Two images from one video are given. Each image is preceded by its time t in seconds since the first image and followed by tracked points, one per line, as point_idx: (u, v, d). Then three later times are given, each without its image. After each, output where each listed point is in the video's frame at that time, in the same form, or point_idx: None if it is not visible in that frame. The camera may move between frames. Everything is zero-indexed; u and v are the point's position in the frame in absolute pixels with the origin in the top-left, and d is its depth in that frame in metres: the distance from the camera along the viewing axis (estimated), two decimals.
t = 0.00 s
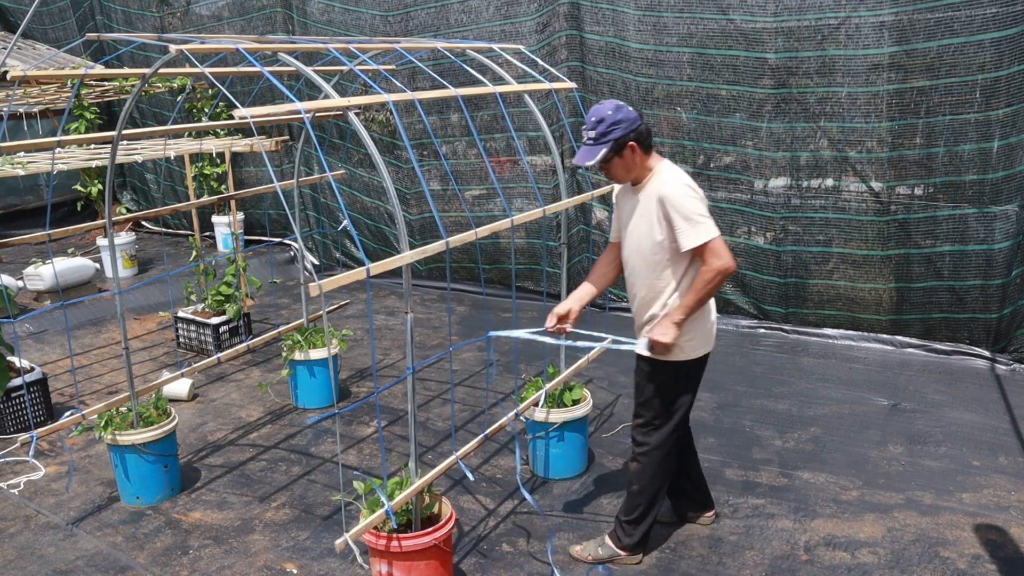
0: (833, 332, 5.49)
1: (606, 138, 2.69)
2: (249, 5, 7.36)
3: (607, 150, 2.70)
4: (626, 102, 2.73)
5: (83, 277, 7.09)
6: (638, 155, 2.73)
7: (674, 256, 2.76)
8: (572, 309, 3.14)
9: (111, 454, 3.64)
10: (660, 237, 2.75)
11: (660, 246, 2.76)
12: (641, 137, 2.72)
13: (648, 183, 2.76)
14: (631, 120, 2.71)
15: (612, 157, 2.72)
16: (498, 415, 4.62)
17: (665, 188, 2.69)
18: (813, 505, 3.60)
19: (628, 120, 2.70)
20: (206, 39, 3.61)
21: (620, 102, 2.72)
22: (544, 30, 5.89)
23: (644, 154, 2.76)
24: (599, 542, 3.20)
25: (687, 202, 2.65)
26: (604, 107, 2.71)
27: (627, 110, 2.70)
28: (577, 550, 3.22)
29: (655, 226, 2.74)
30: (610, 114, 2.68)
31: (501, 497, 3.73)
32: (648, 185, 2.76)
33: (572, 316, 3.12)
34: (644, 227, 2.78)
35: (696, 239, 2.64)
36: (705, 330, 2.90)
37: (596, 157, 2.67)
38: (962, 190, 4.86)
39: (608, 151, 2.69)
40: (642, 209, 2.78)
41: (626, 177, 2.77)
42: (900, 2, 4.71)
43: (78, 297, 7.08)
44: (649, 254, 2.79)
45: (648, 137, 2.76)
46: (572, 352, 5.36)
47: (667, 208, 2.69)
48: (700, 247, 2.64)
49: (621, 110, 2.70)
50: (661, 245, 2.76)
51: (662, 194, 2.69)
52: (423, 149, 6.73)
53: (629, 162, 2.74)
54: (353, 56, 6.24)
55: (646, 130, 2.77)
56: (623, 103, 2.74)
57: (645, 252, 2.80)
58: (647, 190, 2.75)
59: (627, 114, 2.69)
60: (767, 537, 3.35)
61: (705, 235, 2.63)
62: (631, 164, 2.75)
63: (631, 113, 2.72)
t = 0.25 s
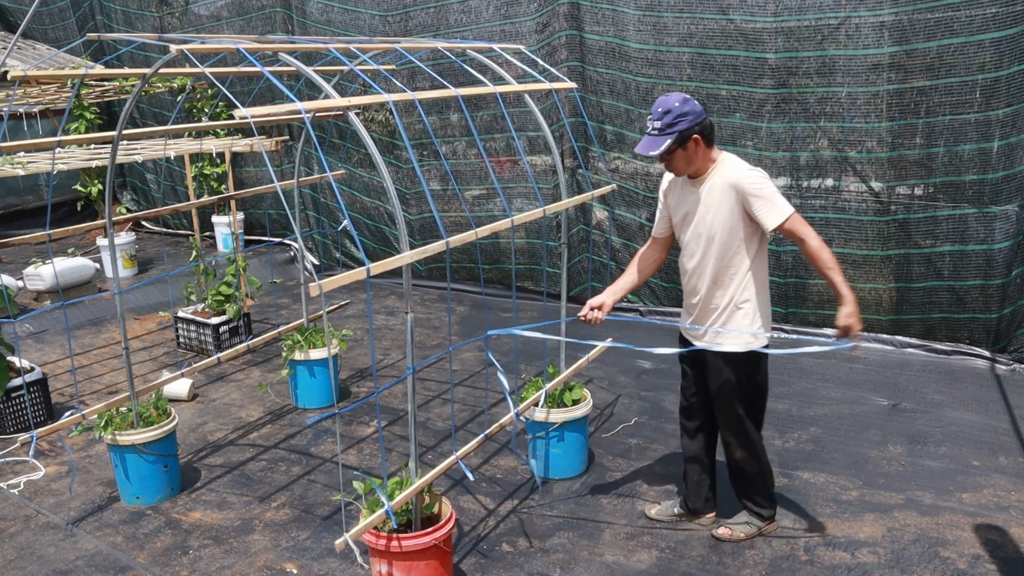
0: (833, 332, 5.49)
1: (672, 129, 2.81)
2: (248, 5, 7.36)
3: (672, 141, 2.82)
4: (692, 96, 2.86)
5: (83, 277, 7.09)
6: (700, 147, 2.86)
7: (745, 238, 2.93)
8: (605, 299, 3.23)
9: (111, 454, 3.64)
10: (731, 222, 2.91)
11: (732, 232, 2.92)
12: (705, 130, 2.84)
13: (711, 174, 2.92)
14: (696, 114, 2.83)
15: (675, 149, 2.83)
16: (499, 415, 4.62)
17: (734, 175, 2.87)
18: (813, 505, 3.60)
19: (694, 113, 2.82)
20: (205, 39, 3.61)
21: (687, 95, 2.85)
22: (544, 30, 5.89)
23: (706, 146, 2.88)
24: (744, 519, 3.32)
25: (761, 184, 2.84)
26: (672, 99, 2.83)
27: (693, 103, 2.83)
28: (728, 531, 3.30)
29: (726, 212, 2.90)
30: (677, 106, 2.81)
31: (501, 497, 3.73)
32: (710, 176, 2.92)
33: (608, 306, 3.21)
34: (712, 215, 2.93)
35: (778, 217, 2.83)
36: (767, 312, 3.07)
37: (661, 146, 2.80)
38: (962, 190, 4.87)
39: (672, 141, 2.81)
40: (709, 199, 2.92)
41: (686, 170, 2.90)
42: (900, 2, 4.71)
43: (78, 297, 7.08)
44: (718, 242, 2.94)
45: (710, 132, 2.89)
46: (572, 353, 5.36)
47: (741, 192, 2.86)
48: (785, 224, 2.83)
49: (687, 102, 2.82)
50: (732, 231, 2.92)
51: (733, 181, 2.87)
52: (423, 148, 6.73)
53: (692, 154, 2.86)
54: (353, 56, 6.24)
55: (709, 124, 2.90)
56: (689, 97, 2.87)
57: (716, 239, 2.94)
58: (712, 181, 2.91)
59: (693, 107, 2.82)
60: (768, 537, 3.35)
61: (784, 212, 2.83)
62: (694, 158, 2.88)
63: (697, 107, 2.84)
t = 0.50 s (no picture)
0: (833, 332, 5.49)
1: (712, 124, 2.85)
2: (248, 5, 7.36)
3: (711, 136, 2.87)
4: (735, 94, 2.91)
5: (83, 277, 7.09)
6: (739, 145, 2.89)
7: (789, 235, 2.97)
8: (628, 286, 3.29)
9: (111, 454, 3.65)
10: (776, 220, 2.94)
11: (777, 229, 2.95)
12: (745, 129, 2.88)
13: (755, 171, 2.94)
14: (737, 111, 2.88)
15: (713, 144, 2.87)
16: (499, 415, 4.62)
17: (781, 172, 2.89)
18: (813, 505, 3.59)
19: (735, 111, 2.86)
20: (206, 39, 3.61)
21: (730, 92, 2.90)
22: (544, 30, 5.89)
23: (747, 145, 2.91)
24: (750, 520, 3.31)
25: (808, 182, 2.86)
26: (715, 95, 2.89)
27: (735, 101, 2.87)
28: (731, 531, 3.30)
29: (771, 209, 2.92)
30: (719, 102, 2.86)
31: (501, 497, 3.73)
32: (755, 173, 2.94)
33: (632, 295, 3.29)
34: (757, 212, 2.95)
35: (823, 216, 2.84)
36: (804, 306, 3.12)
37: (699, 139, 2.85)
38: (962, 190, 4.87)
39: (711, 136, 2.85)
40: (755, 195, 2.94)
41: (726, 166, 2.93)
42: (900, 2, 4.71)
43: (77, 297, 7.08)
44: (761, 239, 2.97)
45: (752, 131, 2.92)
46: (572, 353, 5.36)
47: (790, 188, 2.88)
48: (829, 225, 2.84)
49: (729, 99, 2.87)
50: (777, 228, 2.95)
51: (781, 178, 2.89)
52: (423, 149, 6.74)
53: (731, 151, 2.90)
54: (353, 56, 6.24)
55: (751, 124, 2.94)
56: (732, 95, 2.91)
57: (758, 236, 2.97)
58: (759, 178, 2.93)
59: (735, 104, 2.86)
60: (768, 538, 3.35)
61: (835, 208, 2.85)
62: (734, 154, 2.91)
63: (739, 105, 2.89)
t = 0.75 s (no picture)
0: (833, 332, 5.49)
1: (677, 121, 2.88)
2: (248, 5, 7.36)
3: (675, 133, 2.90)
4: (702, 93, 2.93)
5: (83, 277, 7.09)
6: (701, 144, 2.94)
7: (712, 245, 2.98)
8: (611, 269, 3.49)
9: (111, 454, 3.65)
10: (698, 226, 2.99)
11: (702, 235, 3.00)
12: (708, 128, 2.93)
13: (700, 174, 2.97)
14: (703, 111, 2.91)
15: (676, 140, 2.92)
16: (498, 415, 4.62)
17: (703, 182, 2.92)
18: (813, 505, 3.59)
19: (700, 110, 2.90)
20: (205, 39, 3.61)
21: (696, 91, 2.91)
22: (544, 30, 5.89)
23: (707, 144, 2.96)
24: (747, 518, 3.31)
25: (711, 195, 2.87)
26: (681, 93, 2.90)
27: (702, 100, 2.90)
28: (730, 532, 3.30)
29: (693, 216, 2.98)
30: (685, 100, 2.88)
31: (501, 497, 3.73)
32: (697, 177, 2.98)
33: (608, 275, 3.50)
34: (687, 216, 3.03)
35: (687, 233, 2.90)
36: (747, 317, 3.06)
37: (663, 137, 2.88)
38: (962, 190, 4.87)
39: (675, 133, 2.89)
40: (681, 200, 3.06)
41: (684, 163, 2.98)
42: (900, 2, 4.71)
43: (77, 297, 7.08)
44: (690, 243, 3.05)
45: (714, 130, 2.97)
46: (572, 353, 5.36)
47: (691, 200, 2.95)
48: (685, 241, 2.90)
49: (695, 98, 2.89)
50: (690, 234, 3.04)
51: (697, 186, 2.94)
52: (423, 149, 6.74)
53: (691, 149, 2.94)
54: (353, 56, 6.24)
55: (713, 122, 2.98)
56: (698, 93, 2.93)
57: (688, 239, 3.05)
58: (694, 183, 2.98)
59: (700, 104, 2.89)
60: (768, 538, 3.35)
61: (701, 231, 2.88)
62: (693, 151, 2.95)
63: (705, 104, 2.92)
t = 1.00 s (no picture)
0: (833, 332, 5.49)
1: (604, 134, 2.94)
2: (248, 5, 7.36)
3: (604, 145, 2.96)
4: (626, 99, 2.96)
5: (83, 277, 7.09)
6: (631, 151, 3.01)
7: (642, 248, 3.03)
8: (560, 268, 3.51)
9: (111, 454, 3.64)
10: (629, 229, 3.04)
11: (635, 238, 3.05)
12: (635, 134, 2.99)
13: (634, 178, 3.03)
14: (628, 118, 2.95)
15: (606, 151, 2.98)
16: (498, 415, 4.62)
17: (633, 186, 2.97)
18: (813, 505, 3.59)
19: (626, 118, 2.94)
20: (205, 39, 3.61)
21: (620, 99, 2.94)
22: (544, 30, 5.89)
23: (637, 149, 3.03)
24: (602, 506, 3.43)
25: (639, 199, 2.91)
26: (605, 104, 2.93)
27: (626, 108, 2.94)
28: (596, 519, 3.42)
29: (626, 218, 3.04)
30: (609, 112, 2.92)
31: (501, 497, 3.73)
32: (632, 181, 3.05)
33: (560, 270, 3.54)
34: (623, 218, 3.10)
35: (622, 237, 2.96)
36: (676, 320, 3.11)
37: (592, 151, 2.93)
38: (962, 191, 4.87)
39: (604, 146, 2.95)
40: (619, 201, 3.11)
41: (618, 171, 3.06)
42: (900, 2, 4.71)
43: (77, 297, 7.08)
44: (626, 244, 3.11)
45: (643, 134, 3.02)
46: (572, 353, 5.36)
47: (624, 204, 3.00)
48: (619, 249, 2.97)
49: (619, 108, 2.92)
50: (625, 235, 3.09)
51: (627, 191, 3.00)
52: (423, 149, 6.74)
53: (624, 157, 3.01)
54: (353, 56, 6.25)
55: (641, 125, 3.02)
56: (623, 100, 2.97)
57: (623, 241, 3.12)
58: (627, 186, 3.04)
59: (625, 112, 2.92)
60: (767, 538, 3.35)
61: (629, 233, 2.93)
62: (625, 158, 3.02)
63: (630, 111, 2.96)
